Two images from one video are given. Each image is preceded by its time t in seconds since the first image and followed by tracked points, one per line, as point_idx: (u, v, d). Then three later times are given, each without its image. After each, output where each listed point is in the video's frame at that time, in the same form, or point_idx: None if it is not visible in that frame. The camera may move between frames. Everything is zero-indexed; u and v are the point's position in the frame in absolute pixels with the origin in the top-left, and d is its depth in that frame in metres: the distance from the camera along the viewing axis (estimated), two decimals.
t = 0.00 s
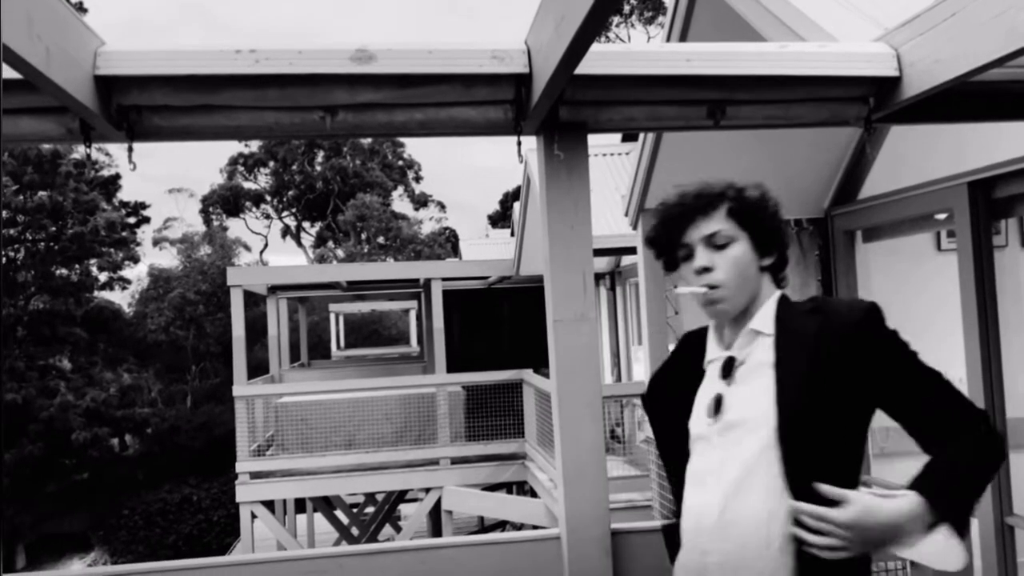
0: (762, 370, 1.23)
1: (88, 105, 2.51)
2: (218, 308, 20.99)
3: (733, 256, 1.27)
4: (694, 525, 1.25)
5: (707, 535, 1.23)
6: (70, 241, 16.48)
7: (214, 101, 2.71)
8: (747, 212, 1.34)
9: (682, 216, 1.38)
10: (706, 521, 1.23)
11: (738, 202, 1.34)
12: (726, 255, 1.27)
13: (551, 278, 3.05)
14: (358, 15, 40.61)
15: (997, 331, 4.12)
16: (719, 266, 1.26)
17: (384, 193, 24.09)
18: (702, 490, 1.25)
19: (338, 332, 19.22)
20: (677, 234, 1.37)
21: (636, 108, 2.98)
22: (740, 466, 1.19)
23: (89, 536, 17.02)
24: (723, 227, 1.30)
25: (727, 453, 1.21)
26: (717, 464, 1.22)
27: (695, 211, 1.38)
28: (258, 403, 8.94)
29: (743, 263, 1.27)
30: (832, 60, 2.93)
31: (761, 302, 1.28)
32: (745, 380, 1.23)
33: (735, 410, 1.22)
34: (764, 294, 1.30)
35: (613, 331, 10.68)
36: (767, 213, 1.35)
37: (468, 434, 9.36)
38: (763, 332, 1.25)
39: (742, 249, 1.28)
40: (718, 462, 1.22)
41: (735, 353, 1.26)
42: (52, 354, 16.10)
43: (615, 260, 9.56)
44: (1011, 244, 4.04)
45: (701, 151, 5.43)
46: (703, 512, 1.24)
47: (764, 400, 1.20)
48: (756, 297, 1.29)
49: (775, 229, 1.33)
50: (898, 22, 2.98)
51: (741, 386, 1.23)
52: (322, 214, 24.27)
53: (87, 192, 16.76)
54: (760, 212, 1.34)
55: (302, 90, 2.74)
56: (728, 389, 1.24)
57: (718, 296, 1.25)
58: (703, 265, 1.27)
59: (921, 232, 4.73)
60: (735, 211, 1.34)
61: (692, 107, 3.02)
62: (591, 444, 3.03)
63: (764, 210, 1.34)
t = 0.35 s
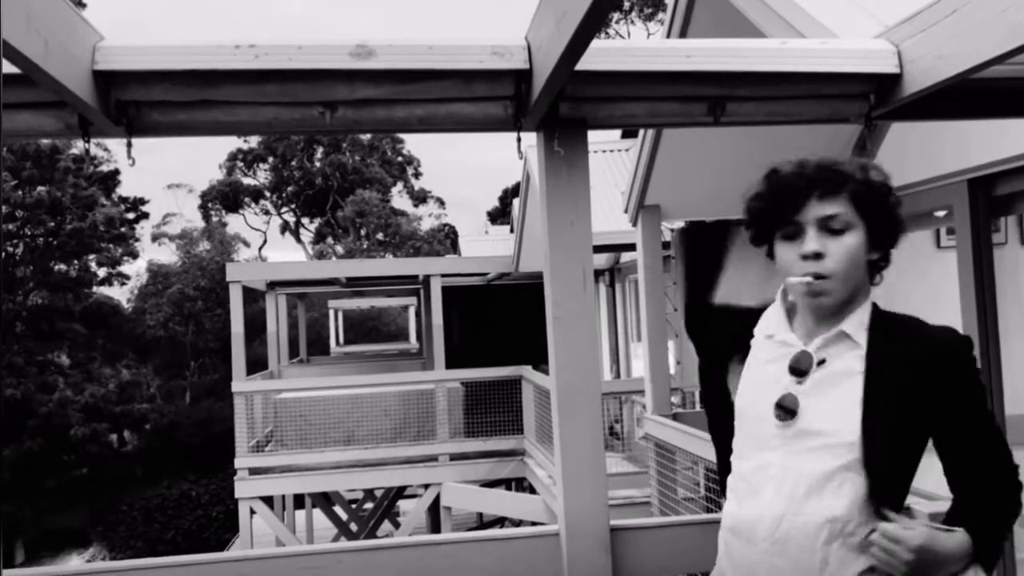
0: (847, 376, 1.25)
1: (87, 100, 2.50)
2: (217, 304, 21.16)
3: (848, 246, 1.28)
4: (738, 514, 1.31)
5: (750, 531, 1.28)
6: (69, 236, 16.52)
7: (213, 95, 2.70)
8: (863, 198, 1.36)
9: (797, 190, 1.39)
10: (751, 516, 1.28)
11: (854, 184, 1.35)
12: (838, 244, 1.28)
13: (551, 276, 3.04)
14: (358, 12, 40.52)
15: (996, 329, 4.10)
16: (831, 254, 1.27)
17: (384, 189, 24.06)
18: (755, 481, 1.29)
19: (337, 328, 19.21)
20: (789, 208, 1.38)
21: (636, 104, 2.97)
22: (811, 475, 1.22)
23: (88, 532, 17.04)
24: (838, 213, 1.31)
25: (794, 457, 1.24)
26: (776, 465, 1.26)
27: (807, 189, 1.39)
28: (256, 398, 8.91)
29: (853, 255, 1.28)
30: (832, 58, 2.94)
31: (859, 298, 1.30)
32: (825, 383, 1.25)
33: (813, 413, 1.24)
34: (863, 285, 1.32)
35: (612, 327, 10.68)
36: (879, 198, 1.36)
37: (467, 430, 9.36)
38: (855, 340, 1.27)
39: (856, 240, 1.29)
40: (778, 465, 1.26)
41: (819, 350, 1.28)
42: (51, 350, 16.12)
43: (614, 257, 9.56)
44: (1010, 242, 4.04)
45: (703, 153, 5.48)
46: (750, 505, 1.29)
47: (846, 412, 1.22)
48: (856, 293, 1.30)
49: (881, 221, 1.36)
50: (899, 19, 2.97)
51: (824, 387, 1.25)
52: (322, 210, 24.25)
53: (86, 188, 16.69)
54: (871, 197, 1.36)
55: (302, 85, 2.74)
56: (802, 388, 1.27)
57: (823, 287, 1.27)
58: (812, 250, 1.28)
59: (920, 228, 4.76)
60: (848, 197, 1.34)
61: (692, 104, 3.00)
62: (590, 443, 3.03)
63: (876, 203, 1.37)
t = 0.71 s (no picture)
0: (892, 413, 1.13)
1: (82, 94, 2.50)
2: (213, 300, 21.12)
3: (929, 311, 1.05)
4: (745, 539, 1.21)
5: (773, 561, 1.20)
6: (64, 231, 16.51)
7: (209, 90, 2.69)
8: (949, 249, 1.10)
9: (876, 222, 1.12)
10: (766, 553, 1.20)
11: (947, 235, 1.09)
12: (917, 307, 1.04)
13: (546, 272, 3.05)
14: (355, 8, 40.45)
15: (992, 328, 4.12)
16: (905, 322, 1.03)
17: (381, 185, 24.04)
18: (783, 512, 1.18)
19: (334, 324, 19.22)
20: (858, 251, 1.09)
21: (634, 101, 2.96)
22: (847, 511, 1.15)
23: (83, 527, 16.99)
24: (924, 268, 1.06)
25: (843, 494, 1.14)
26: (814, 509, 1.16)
27: (897, 224, 1.11)
28: (253, 394, 8.90)
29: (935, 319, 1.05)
30: (829, 55, 2.94)
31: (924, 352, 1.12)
32: (880, 420, 1.13)
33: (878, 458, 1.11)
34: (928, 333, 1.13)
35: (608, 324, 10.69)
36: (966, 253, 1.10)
37: (464, 426, 9.37)
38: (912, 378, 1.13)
39: (935, 303, 1.05)
40: (816, 508, 1.16)
41: (880, 392, 1.11)
42: (47, 345, 16.18)
43: (611, 254, 9.57)
44: (1005, 240, 4.06)
45: (704, 147, 5.52)
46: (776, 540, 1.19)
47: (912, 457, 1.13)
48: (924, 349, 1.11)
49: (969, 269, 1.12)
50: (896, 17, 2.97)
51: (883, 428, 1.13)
52: (319, 206, 24.22)
53: (82, 183, 16.70)
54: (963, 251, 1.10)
55: (298, 80, 2.73)
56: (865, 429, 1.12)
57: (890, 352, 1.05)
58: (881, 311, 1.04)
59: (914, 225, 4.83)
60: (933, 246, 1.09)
61: (689, 101, 3.00)
62: (585, 438, 3.05)
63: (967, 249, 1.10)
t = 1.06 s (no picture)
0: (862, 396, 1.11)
1: (78, 88, 2.49)
2: (209, 296, 20.90)
3: (873, 319, 1.09)
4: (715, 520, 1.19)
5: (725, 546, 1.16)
6: (60, 227, 16.61)
7: (205, 84, 2.69)
8: (918, 236, 1.12)
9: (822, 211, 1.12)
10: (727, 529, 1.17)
11: (898, 253, 1.08)
12: (867, 319, 1.09)
13: (543, 267, 3.04)
14: (352, 4, 40.36)
15: (986, 327, 4.13)
16: (851, 327, 1.08)
17: (377, 182, 24.01)
18: (739, 492, 1.16)
19: (330, 321, 19.21)
20: (823, 259, 1.09)
21: (631, 96, 2.96)
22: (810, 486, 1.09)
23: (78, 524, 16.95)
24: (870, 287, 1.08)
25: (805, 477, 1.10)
26: (765, 487, 1.13)
27: (861, 217, 1.10)
28: (249, 390, 8.91)
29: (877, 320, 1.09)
30: (827, 51, 2.93)
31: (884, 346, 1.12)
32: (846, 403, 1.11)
33: (846, 447, 1.09)
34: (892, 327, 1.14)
35: (605, 322, 10.69)
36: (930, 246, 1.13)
37: (460, 423, 9.37)
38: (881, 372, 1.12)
39: (882, 314, 1.09)
40: (766, 483, 1.12)
41: (843, 374, 1.11)
42: (42, 341, 16.16)
43: (607, 250, 9.57)
44: (1002, 237, 4.06)
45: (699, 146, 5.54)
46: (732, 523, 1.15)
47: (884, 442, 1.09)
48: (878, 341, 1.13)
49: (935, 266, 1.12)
50: (893, 13, 2.96)
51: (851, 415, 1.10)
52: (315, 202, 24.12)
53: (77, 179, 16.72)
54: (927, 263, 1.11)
55: (294, 75, 2.72)
56: (826, 409, 1.10)
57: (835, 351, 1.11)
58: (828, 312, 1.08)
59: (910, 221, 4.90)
60: (887, 251, 1.09)
61: (686, 96, 3.00)
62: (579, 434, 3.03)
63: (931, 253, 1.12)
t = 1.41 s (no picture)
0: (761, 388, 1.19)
1: (76, 84, 2.48)
2: (207, 292, 20.90)
3: (749, 311, 1.17)
4: (654, 528, 1.23)
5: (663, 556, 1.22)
6: (57, 224, 16.75)
7: (203, 80, 2.68)
8: (791, 234, 1.22)
9: (719, 220, 1.23)
10: (662, 536, 1.22)
11: (763, 247, 1.19)
12: (736, 308, 1.17)
13: (542, 263, 3.04)
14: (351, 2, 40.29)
15: (985, 325, 4.14)
16: (729, 315, 1.17)
17: (376, 179, 23.96)
18: (671, 502, 1.22)
19: (328, 318, 19.18)
20: (700, 255, 1.23)
21: (629, 94, 2.96)
22: (738, 489, 1.16)
23: (75, 519, 16.95)
24: (745, 279, 1.17)
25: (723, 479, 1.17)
26: (695, 493, 1.19)
27: (730, 223, 1.22)
28: (247, 387, 8.93)
29: (757, 318, 1.18)
30: (827, 49, 2.93)
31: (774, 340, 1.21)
32: (746, 396, 1.19)
33: (755, 440, 1.16)
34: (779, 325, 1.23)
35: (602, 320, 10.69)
36: (815, 237, 1.24)
37: (458, 420, 9.39)
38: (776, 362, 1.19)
39: (758, 303, 1.18)
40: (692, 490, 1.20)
41: (742, 374, 1.20)
42: (39, 337, 16.13)
43: (605, 248, 9.58)
44: (1000, 236, 4.07)
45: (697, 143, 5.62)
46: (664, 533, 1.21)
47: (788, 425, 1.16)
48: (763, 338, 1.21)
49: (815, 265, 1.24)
50: (893, 11, 2.96)
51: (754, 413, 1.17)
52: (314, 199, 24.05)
53: (74, 175, 16.83)
54: (806, 241, 1.23)
55: (293, 71, 2.72)
56: (731, 408, 1.19)
57: (714, 336, 1.20)
58: (713, 312, 1.18)
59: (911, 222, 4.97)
60: (770, 240, 1.20)
61: (685, 94, 2.99)
62: (576, 432, 3.03)
63: (809, 239, 1.23)
